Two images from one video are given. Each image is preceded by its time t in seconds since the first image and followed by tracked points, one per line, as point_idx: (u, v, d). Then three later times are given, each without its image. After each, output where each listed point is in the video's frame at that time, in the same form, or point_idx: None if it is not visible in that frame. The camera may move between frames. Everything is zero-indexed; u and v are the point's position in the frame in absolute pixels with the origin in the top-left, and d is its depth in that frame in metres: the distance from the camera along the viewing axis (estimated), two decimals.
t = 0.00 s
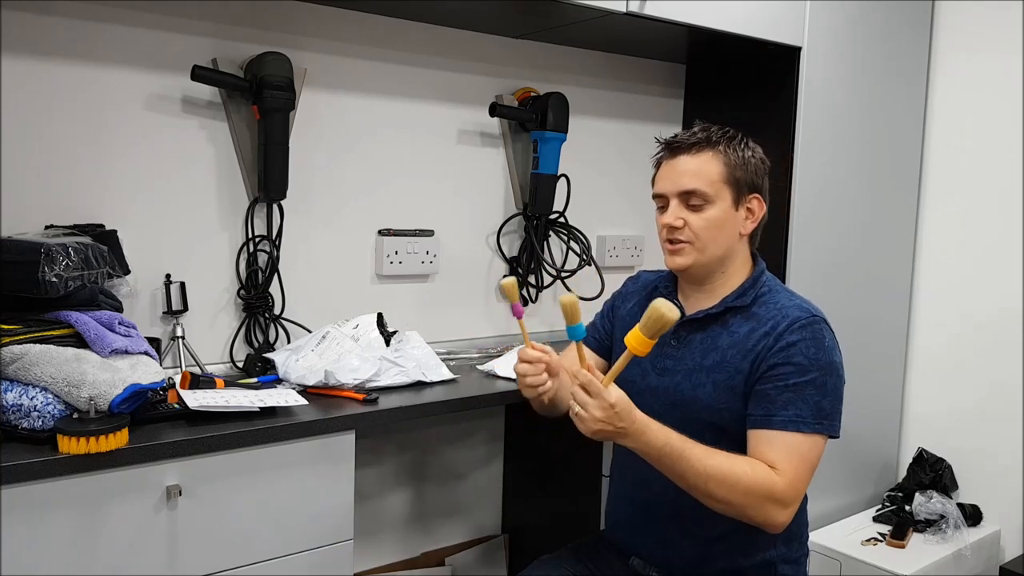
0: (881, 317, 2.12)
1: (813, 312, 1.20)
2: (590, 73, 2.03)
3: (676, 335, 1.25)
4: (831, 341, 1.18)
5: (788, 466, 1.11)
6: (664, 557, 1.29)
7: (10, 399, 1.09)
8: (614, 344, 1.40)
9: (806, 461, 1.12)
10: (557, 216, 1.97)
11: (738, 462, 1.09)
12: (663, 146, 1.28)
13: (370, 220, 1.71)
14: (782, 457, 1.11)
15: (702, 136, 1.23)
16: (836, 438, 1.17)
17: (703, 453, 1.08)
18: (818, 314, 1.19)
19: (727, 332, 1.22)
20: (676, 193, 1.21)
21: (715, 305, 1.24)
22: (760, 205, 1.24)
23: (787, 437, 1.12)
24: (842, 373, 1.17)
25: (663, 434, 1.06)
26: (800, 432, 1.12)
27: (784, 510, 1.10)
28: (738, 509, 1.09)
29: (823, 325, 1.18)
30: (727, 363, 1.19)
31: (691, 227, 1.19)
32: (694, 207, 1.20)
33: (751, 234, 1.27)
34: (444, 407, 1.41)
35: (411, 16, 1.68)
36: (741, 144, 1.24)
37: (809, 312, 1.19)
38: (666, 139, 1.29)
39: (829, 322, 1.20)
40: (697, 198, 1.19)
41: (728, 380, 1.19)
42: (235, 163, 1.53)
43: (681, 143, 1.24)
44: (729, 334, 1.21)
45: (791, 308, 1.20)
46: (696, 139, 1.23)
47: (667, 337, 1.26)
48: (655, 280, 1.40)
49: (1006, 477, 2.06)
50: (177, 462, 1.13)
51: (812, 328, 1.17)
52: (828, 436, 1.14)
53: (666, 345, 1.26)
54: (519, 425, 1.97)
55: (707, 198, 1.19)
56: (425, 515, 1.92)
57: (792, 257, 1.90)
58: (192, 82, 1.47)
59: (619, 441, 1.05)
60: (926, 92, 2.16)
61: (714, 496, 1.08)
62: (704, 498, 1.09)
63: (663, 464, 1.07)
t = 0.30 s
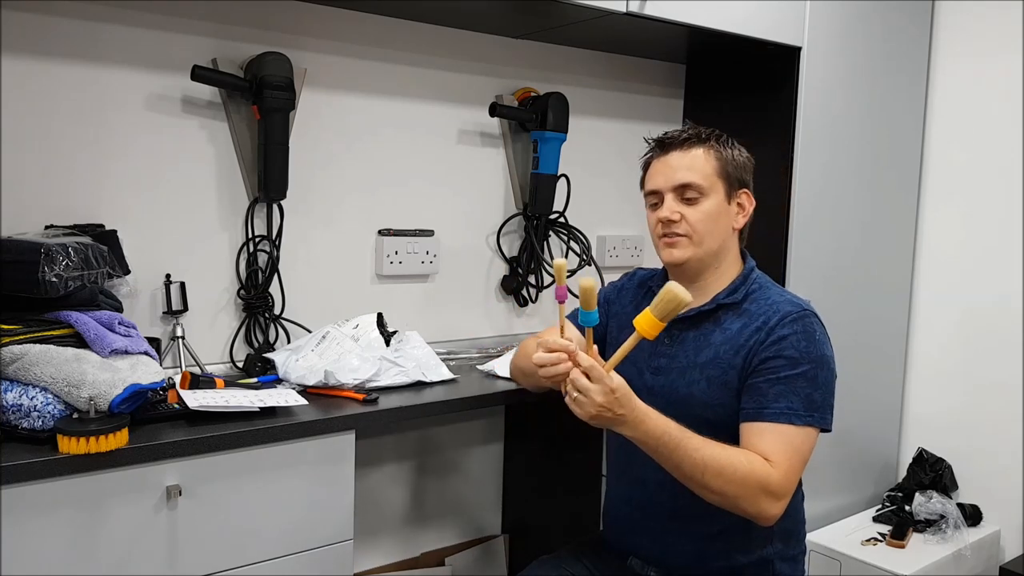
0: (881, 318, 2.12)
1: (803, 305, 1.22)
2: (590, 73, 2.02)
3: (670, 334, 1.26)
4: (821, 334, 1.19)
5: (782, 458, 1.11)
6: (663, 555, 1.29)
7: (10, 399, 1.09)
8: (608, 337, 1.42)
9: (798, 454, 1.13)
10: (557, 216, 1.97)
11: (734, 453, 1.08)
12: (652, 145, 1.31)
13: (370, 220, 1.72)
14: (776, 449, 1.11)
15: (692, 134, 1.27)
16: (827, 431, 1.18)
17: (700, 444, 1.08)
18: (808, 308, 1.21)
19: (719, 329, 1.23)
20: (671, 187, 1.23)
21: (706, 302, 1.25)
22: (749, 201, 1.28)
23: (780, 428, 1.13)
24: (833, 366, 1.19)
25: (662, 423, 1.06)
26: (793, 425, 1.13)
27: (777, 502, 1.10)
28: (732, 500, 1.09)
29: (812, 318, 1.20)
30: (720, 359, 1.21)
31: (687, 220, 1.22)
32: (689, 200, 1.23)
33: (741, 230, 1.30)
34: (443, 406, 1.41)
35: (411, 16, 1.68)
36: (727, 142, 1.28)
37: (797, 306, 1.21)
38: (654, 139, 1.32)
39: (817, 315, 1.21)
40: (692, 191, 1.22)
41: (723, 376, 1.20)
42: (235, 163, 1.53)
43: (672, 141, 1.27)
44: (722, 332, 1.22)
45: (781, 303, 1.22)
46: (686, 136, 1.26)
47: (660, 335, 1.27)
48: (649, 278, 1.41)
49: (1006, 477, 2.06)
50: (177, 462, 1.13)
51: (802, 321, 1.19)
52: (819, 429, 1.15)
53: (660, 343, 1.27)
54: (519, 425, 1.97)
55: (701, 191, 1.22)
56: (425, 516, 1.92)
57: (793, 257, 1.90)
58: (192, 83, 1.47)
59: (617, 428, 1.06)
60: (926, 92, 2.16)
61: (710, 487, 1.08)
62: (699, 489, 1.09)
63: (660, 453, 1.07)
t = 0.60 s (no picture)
0: (881, 318, 2.12)
1: (788, 300, 1.22)
2: (590, 73, 2.02)
3: (658, 335, 1.26)
4: (808, 327, 1.20)
5: (775, 453, 1.11)
6: (661, 554, 1.29)
7: (10, 399, 1.09)
8: (597, 340, 1.42)
9: (792, 448, 1.13)
10: (557, 216, 1.97)
11: (725, 450, 1.09)
12: (632, 149, 1.32)
13: (370, 220, 1.72)
14: (769, 444, 1.12)
15: (672, 136, 1.28)
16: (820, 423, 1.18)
17: (691, 442, 1.08)
18: (794, 302, 1.22)
19: (707, 327, 1.23)
20: (653, 188, 1.24)
21: (693, 302, 1.26)
22: (731, 200, 1.28)
23: (774, 423, 1.13)
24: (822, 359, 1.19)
25: (652, 424, 1.07)
26: (785, 419, 1.13)
27: (773, 497, 1.10)
28: (727, 497, 1.09)
29: (798, 312, 1.20)
30: (709, 357, 1.21)
31: (670, 220, 1.22)
32: (671, 201, 1.23)
33: (723, 229, 1.31)
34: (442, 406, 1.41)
35: (411, 15, 1.68)
36: (706, 142, 1.29)
37: (782, 300, 1.22)
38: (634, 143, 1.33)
39: (803, 309, 1.22)
40: (674, 192, 1.23)
41: (713, 374, 1.20)
42: (235, 163, 1.53)
43: (652, 143, 1.28)
44: (710, 330, 1.22)
45: (767, 298, 1.22)
46: (666, 138, 1.27)
47: (649, 336, 1.27)
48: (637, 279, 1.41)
49: (1007, 478, 2.06)
50: (177, 462, 1.13)
51: (788, 315, 1.19)
52: (811, 422, 1.15)
53: (648, 344, 1.27)
54: (519, 425, 1.97)
55: (683, 191, 1.22)
56: (425, 516, 1.92)
57: (793, 256, 1.90)
58: (192, 83, 1.47)
59: (609, 433, 1.06)
60: (926, 93, 2.16)
61: (704, 484, 1.08)
62: (695, 488, 1.09)
63: (652, 453, 1.07)
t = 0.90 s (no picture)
0: (882, 318, 2.12)
1: (777, 299, 1.22)
2: (590, 73, 2.03)
3: (649, 333, 1.27)
4: (797, 327, 1.20)
5: (763, 452, 1.11)
6: (659, 553, 1.29)
7: (10, 399, 1.09)
8: (590, 336, 1.42)
9: (779, 448, 1.13)
10: (557, 216, 1.97)
11: (713, 450, 1.09)
12: (616, 152, 1.32)
13: (370, 220, 1.72)
14: (756, 444, 1.12)
15: (654, 137, 1.28)
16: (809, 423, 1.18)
17: (678, 441, 1.09)
18: (782, 301, 1.22)
19: (697, 327, 1.23)
20: (639, 190, 1.23)
21: (683, 301, 1.25)
22: (717, 197, 1.28)
23: (761, 423, 1.13)
24: (811, 358, 1.19)
25: (641, 423, 1.08)
26: (771, 418, 1.13)
27: (760, 495, 1.11)
28: (715, 496, 1.09)
29: (786, 312, 1.20)
30: (699, 357, 1.21)
31: (658, 221, 1.22)
32: (658, 202, 1.23)
33: (710, 227, 1.30)
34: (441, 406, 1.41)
35: (411, 15, 1.68)
36: (689, 142, 1.29)
37: (771, 300, 1.22)
38: (618, 146, 1.33)
39: (792, 309, 1.22)
40: (661, 193, 1.22)
41: (705, 373, 1.20)
42: (235, 163, 1.53)
43: (636, 146, 1.28)
44: (699, 330, 1.23)
45: (755, 298, 1.22)
46: (649, 140, 1.27)
47: (641, 335, 1.28)
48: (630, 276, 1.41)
49: (1007, 478, 2.06)
50: (177, 462, 1.13)
51: (776, 315, 1.19)
52: (799, 422, 1.15)
53: (639, 344, 1.27)
54: (519, 425, 1.97)
55: (670, 192, 1.22)
56: (425, 516, 1.93)
57: (793, 255, 1.90)
58: (192, 83, 1.47)
59: (600, 432, 1.07)
60: (926, 93, 2.16)
61: (692, 484, 1.09)
62: (682, 487, 1.10)
63: (642, 452, 1.08)
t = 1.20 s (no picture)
0: (882, 318, 2.12)
1: (773, 298, 1.22)
2: (590, 73, 2.03)
3: (646, 334, 1.28)
4: (793, 325, 1.19)
5: (765, 452, 1.12)
6: (659, 552, 1.29)
7: (10, 399, 1.09)
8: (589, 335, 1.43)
9: (781, 447, 1.13)
10: (557, 216, 1.97)
11: (716, 451, 1.09)
12: (606, 157, 1.32)
13: (370, 220, 1.72)
14: (758, 444, 1.12)
15: (644, 140, 1.28)
16: (810, 420, 1.18)
17: (682, 443, 1.09)
18: (778, 300, 1.22)
19: (694, 327, 1.23)
20: (633, 194, 1.23)
21: (681, 301, 1.26)
22: (709, 196, 1.28)
23: (762, 423, 1.13)
24: (808, 355, 1.19)
25: (643, 425, 1.08)
26: (772, 417, 1.13)
27: (764, 495, 1.11)
28: (718, 497, 1.09)
29: (783, 310, 1.20)
30: (697, 357, 1.21)
31: (654, 223, 1.22)
32: (653, 204, 1.23)
33: (704, 226, 1.31)
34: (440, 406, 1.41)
35: (411, 15, 1.68)
36: (678, 143, 1.29)
37: (767, 299, 1.22)
38: (608, 151, 1.32)
39: (788, 306, 1.22)
40: (655, 195, 1.22)
41: (703, 373, 1.20)
42: (235, 163, 1.53)
43: (626, 150, 1.28)
44: (696, 330, 1.23)
45: (751, 297, 1.22)
46: (639, 143, 1.27)
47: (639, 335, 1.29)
48: (628, 275, 1.41)
49: (1007, 478, 2.06)
50: (177, 462, 1.13)
51: (772, 314, 1.19)
52: (799, 420, 1.15)
53: (638, 344, 1.28)
54: (518, 425, 1.97)
55: (664, 194, 1.22)
56: (424, 516, 1.93)
57: (793, 254, 1.90)
58: (192, 83, 1.47)
59: (601, 436, 1.08)
60: (926, 93, 2.16)
61: (696, 485, 1.09)
62: (687, 488, 1.10)
63: (645, 454, 1.09)
